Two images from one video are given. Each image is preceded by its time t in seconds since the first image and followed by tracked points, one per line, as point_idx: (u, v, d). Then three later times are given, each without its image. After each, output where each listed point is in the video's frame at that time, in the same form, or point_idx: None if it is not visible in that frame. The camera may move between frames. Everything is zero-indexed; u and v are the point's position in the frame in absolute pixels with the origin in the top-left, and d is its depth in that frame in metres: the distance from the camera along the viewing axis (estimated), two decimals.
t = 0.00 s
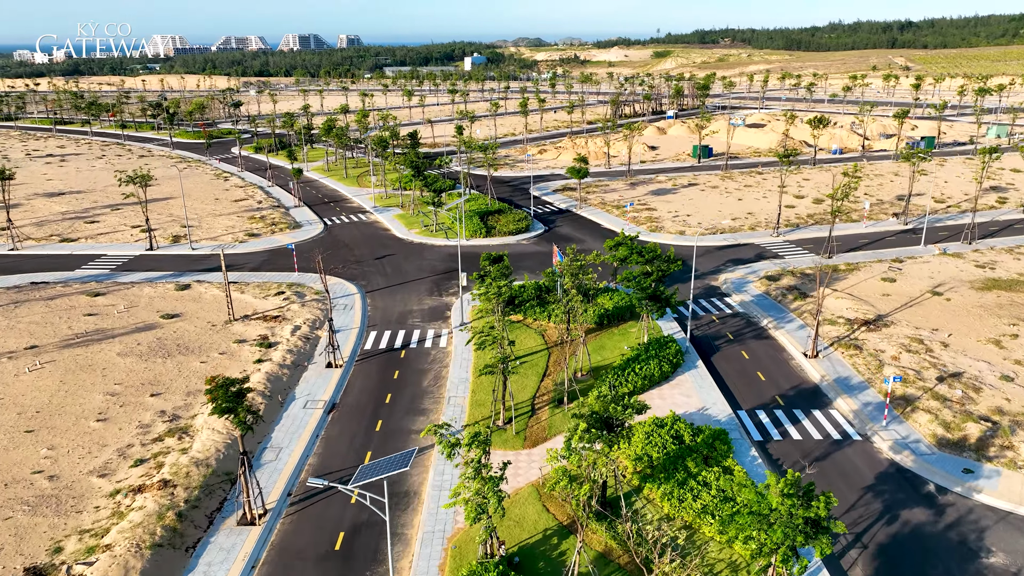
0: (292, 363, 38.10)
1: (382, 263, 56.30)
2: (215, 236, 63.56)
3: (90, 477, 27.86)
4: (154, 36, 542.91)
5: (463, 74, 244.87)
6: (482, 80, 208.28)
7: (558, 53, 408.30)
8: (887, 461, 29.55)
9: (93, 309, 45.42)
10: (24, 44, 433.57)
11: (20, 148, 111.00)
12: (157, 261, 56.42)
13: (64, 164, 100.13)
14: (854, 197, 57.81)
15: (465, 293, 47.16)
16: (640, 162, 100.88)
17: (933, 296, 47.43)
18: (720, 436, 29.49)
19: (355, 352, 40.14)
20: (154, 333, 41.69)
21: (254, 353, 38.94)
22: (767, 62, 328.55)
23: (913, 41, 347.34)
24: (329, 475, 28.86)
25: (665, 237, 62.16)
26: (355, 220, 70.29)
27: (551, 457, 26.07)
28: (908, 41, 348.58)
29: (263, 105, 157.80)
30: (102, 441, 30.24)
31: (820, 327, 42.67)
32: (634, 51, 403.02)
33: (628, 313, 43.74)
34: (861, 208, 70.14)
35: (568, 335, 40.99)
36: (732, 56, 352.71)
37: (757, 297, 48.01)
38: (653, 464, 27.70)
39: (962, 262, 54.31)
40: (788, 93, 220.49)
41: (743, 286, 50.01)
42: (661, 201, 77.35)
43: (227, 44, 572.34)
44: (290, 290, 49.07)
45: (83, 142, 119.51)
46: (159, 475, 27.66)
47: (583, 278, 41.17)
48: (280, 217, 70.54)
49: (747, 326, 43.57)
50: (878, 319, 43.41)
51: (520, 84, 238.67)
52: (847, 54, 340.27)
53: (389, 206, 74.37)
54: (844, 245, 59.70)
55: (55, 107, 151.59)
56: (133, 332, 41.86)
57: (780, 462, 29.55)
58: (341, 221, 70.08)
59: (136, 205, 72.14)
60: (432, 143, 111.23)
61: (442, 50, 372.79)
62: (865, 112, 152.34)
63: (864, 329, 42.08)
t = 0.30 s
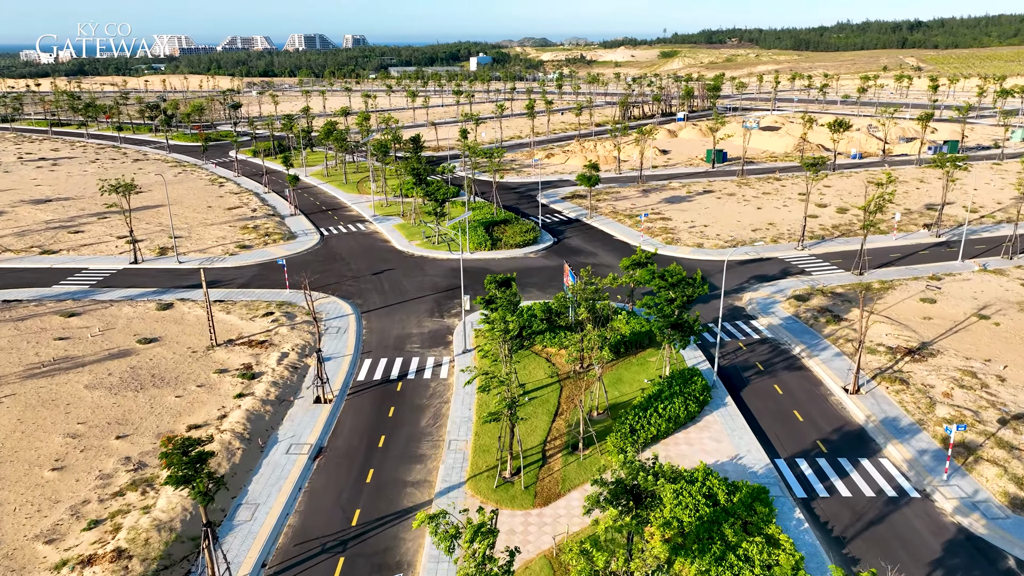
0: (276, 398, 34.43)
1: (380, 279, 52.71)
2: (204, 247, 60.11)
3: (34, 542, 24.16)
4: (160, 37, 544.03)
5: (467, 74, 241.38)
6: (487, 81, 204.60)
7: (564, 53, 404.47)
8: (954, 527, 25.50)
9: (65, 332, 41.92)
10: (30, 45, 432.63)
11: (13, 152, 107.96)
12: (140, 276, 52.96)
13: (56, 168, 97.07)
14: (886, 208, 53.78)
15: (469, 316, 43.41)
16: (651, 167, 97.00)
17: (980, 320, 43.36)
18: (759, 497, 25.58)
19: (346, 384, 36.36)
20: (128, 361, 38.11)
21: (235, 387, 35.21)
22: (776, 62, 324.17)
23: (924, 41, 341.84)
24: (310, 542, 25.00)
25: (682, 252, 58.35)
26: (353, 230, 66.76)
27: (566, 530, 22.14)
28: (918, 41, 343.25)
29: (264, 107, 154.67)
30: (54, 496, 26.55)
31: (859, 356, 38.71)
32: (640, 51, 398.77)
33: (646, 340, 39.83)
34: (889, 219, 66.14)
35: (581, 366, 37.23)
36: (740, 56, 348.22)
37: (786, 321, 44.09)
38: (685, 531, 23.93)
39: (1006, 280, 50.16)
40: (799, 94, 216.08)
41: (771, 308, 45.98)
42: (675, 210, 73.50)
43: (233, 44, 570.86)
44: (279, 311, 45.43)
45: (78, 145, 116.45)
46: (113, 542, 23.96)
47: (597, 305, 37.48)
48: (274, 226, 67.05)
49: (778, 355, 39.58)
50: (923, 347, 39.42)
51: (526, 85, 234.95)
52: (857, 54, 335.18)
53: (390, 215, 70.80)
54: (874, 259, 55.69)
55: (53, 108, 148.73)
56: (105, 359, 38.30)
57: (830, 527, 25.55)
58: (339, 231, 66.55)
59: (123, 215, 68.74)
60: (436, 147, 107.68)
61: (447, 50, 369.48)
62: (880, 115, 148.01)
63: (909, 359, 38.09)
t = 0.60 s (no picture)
0: (256, 441, 30.77)
1: (378, 297, 49.09)
2: (192, 261, 56.57)
3: None
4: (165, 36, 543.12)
5: (472, 75, 237.72)
6: (493, 82, 201.01)
7: (570, 53, 400.35)
8: None
9: (32, 359, 38.38)
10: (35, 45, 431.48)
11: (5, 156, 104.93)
12: (122, 294, 49.47)
13: (47, 173, 93.90)
14: (925, 222, 49.86)
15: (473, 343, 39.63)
16: (663, 173, 93.16)
17: None
18: None
19: (336, 424, 32.69)
20: (96, 395, 34.54)
21: (213, 428, 31.60)
22: (785, 62, 319.39)
23: (935, 41, 336.39)
24: None
25: (702, 267, 54.61)
26: (351, 242, 63.19)
27: None
28: (930, 41, 337.80)
29: (265, 109, 151.59)
30: None
31: (906, 392, 34.77)
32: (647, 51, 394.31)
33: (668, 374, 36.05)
34: (920, 231, 62.15)
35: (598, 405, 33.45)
36: (749, 56, 343.56)
37: (821, 349, 40.18)
38: None
39: None
40: (810, 95, 211.64)
41: (803, 334, 42.11)
42: (691, 220, 69.62)
43: (238, 44, 568.95)
44: (268, 335, 41.86)
45: (72, 149, 113.31)
46: None
47: (615, 336, 33.74)
48: (268, 237, 63.51)
49: (816, 390, 35.69)
50: (977, 382, 35.47)
51: (532, 86, 231.18)
52: (867, 54, 330.40)
53: (390, 224, 67.36)
54: (910, 277, 51.71)
55: (50, 110, 145.84)
56: (72, 392, 34.73)
57: None
58: (336, 243, 63.03)
59: (110, 225, 65.34)
60: (440, 152, 104.20)
61: (452, 50, 366.08)
62: (896, 119, 143.80)
63: (963, 396, 34.15)
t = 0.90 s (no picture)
0: (232, 496, 27.14)
1: (375, 318, 45.50)
2: (178, 276, 53.14)
3: None
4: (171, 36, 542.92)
5: (478, 75, 234.32)
6: (498, 82, 197.43)
7: (576, 53, 396.48)
8: None
9: None
10: (41, 45, 430.64)
11: None
12: (101, 314, 46.05)
13: (39, 177, 90.95)
14: (972, 239, 46.02)
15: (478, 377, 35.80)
16: (676, 179, 89.40)
17: None
18: None
19: (323, 474, 29.02)
20: (59, 436, 31.03)
21: (185, 480, 28.00)
22: (794, 62, 314.69)
23: (947, 41, 330.98)
24: None
25: (724, 285, 50.86)
26: (349, 255, 59.69)
27: None
28: (942, 41, 332.50)
29: (267, 110, 148.55)
30: None
31: (965, 437, 30.92)
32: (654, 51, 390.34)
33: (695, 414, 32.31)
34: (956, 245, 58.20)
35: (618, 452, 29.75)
36: (757, 56, 339.04)
37: (863, 383, 36.16)
38: None
39: None
40: (821, 97, 207.45)
41: (840, 366, 38.24)
42: (708, 231, 65.84)
43: (244, 44, 567.43)
44: (254, 364, 38.30)
45: (67, 152, 110.48)
46: None
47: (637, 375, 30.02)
48: (261, 249, 60.07)
49: (862, 433, 31.81)
50: None
51: (538, 87, 227.60)
52: (877, 54, 325.47)
53: (391, 235, 63.94)
54: (951, 296, 47.81)
55: (48, 111, 143.14)
56: (31, 433, 31.21)
57: None
58: (333, 256, 59.54)
59: (96, 236, 61.99)
60: (444, 157, 100.80)
61: (457, 50, 362.77)
62: (914, 122, 139.57)
63: None
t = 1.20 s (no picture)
0: (199, 569, 23.47)
1: (371, 344, 41.90)
2: (162, 293, 49.75)
3: None
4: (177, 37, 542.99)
5: (482, 75, 230.81)
6: (502, 83, 193.78)
7: (582, 53, 392.52)
8: None
9: None
10: (45, 45, 429.53)
11: None
12: (75, 338, 42.58)
13: (28, 183, 87.91)
14: None
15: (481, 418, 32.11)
16: (689, 185, 85.69)
17: None
18: None
19: (305, 539, 25.35)
20: (9, 489, 27.48)
21: (146, 547, 24.35)
22: (802, 62, 310.15)
23: (958, 41, 325.37)
24: None
25: (747, 306, 47.21)
26: (346, 270, 56.21)
27: None
28: (952, 41, 327.09)
29: (267, 112, 145.31)
30: None
31: None
32: (660, 51, 386.19)
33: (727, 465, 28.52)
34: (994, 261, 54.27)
35: (643, 514, 26.17)
36: (764, 56, 334.64)
37: (912, 424, 32.28)
38: None
39: None
40: (832, 99, 203.28)
41: (884, 403, 34.35)
42: (727, 243, 62.07)
43: (249, 44, 565.58)
44: (236, 400, 34.76)
45: (60, 155, 107.40)
46: None
47: (663, 427, 26.25)
48: (252, 263, 56.64)
49: (919, 487, 27.93)
50: None
51: (543, 88, 223.83)
52: (887, 54, 320.82)
53: (390, 247, 60.56)
54: (998, 320, 43.86)
55: (44, 112, 140.25)
56: None
57: None
58: (329, 271, 56.02)
59: (78, 248, 58.55)
60: (448, 162, 97.38)
61: (461, 50, 359.23)
62: (932, 124, 135.38)
63: None
